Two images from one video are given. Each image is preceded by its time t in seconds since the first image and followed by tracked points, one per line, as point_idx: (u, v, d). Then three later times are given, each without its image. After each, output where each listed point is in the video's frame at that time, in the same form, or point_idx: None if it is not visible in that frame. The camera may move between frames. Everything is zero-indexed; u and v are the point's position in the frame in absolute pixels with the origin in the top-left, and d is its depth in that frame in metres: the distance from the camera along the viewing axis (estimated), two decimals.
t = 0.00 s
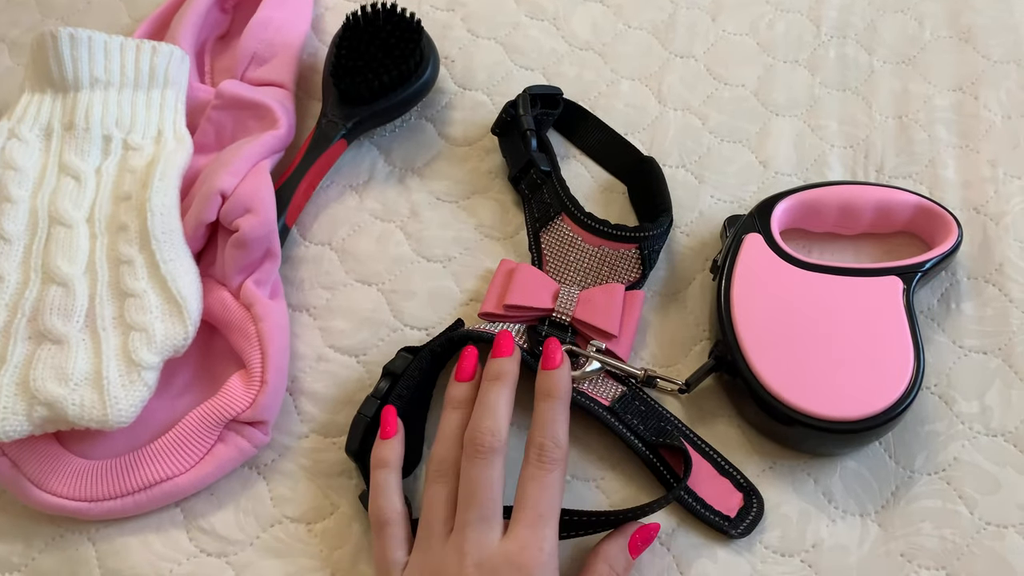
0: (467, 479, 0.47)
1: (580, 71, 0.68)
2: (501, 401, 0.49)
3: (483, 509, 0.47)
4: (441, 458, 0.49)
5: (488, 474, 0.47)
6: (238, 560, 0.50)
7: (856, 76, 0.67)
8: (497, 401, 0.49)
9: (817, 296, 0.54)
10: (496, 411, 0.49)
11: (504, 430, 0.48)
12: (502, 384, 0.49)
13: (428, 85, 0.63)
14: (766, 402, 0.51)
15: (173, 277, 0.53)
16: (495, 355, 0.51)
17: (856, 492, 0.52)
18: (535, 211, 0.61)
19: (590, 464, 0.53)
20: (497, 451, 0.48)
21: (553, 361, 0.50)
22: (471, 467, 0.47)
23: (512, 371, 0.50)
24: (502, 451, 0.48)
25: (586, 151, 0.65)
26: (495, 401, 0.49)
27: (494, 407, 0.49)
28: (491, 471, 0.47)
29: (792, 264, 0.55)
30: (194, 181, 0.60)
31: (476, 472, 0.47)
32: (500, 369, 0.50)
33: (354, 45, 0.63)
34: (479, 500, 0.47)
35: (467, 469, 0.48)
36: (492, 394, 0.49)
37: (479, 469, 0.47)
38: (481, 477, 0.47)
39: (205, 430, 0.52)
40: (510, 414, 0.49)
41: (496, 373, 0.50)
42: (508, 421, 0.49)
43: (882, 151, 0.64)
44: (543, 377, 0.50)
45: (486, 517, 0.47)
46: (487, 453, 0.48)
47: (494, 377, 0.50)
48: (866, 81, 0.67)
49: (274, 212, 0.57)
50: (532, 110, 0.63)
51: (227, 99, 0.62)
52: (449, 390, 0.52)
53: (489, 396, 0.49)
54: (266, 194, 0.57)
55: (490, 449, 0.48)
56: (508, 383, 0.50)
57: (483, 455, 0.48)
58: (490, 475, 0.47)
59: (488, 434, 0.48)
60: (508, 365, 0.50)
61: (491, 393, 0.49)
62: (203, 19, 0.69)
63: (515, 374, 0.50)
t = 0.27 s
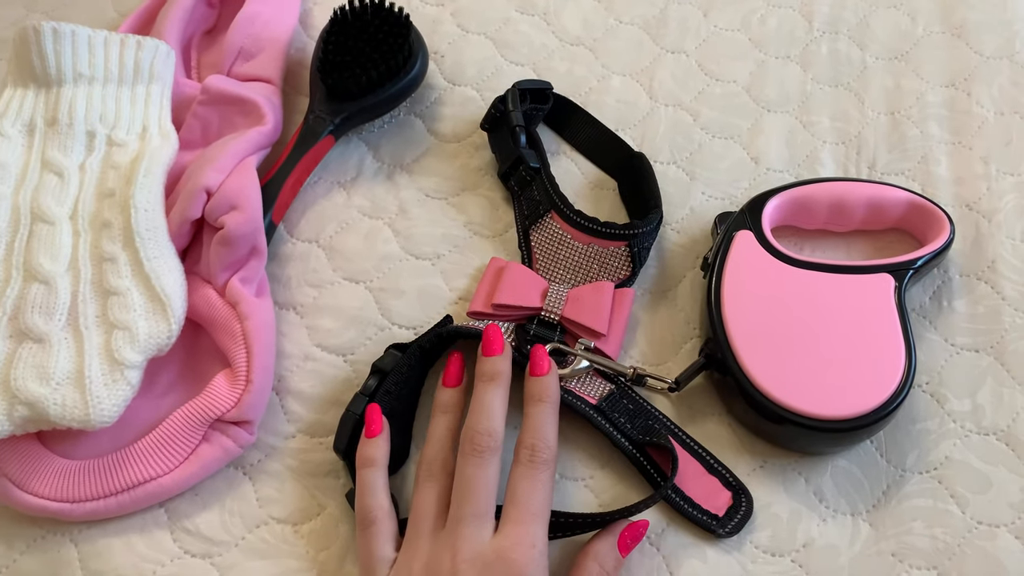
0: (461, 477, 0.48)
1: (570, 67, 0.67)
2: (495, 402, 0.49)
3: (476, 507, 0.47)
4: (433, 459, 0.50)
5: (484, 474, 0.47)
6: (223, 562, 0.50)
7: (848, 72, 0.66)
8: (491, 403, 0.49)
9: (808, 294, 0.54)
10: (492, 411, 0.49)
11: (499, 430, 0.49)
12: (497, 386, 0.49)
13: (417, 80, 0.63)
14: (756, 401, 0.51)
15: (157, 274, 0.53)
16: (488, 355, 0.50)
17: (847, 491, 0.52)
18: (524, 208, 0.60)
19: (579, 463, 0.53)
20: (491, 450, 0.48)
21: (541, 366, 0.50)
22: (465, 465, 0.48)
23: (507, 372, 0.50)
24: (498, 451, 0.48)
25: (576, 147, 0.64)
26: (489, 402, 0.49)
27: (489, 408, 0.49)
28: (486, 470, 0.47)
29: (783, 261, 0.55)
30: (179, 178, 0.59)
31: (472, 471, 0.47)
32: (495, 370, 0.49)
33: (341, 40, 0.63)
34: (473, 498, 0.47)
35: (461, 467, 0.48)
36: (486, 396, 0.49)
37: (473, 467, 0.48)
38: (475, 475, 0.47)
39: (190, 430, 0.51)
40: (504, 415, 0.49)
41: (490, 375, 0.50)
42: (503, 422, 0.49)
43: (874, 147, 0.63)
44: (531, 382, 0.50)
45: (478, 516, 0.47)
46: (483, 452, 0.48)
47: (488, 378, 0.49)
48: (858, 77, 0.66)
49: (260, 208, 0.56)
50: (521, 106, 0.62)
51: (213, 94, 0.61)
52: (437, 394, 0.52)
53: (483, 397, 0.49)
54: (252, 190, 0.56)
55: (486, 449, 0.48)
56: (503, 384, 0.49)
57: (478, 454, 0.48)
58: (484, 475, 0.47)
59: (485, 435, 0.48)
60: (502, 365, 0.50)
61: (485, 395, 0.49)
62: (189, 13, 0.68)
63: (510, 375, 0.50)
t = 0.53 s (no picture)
0: (453, 484, 0.47)
1: (569, 66, 0.67)
2: (489, 407, 0.48)
3: (467, 513, 0.46)
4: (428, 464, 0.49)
5: (475, 480, 0.47)
6: (218, 565, 0.49)
7: (849, 72, 0.66)
8: (486, 408, 0.48)
9: (808, 296, 0.53)
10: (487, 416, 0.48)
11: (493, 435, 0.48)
12: (491, 390, 0.49)
13: (415, 79, 0.62)
14: (756, 404, 0.51)
15: (152, 275, 0.52)
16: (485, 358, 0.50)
17: (846, 494, 0.51)
18: (523, 207, 0.60)
19: (577, 465, 0.52)
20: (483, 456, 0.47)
21: (542, 366, 0.49)
22: (457, 471, 0.47)
23: (502, 374, 0.49)
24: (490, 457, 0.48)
25: (575, 147, 0.64)
26: (484, 406, 0.48)
27: (483, 412, 0.48)
28: (477, 477, 0.47)
29: (783, 263, 0.55)
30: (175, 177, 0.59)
31: (464, 478, 0.47)
32: (490, 372, 0.49)
33: (339, 38, 0.62)
34: (465, 505, 0.46)
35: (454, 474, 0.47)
36: (481, 400, 0.48)
37: (466, 472, 0.47)
38: (468, 482, 0.47)
39: (185, 432, 0.50)
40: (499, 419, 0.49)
41: (486, 377, 0.49)
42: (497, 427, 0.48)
43: (874, 147, 0.63)
44: (531, 384, 0.49)
45: (469, 523, 0.46)
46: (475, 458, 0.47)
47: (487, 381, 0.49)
48: (859, 77, 0.66)
49: (256, 208, 0.56)
50: (520, 104, 0.62)
51: (209, 93, 0.61)
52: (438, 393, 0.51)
53: (479, 401, 0.48)
54: (248, 190, 0.56)
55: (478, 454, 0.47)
56: (497, 387, 0.49)
57: (471, 461, 0.47)
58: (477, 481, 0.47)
59: (475, 439, 0.47)
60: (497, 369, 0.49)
61: (481, 399, 0.48)
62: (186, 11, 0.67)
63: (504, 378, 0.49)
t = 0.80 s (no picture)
0: (511, 524, 0.41)
1: (571, 63, 0.67)
2: (572, 445, 0.41)
3: (519, 557, 0.41)
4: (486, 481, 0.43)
5: (537, 527, 0.41)
6: (222, 555, 0.50)
7: (849, 69, 0.66)
8: (567, 444, 0.41)
9: (808, 291, 0.54)
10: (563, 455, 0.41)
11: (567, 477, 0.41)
12: (581, 424, 0.41)
13: (419, 75, 0.63)
14: (756, 398, 0.51)
15: (157, 268, 0.53)
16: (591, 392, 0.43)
17: (845, 488, 0.52)
18: (525, 203, 0.60)
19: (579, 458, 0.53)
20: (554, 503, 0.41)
21: (652, 408, 0.41)
22: (519, 516, 0.41)
23: (597, 415, 0.41)
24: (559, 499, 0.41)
25: (577, 144, 0.64)
26: (567, 442, 0.41)
27: (563, 449, 0.41)
28: (540, 523, 0.41)
29: (783, 259, 0.55)
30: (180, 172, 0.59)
31: (526, 521, 0.41)
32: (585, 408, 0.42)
33: (342, 35, 0.62)
34: (520, 551, 0.41)
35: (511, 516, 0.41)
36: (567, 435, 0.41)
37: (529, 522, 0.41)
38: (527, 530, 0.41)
39: (190, 423, 0.51)
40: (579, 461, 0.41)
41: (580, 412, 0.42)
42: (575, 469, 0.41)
43: (874, 145, 0.63)
44: (633, 423, 0.41)
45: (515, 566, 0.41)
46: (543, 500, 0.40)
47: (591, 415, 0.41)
48: (859, 75, 0.66)
49: (261, 203, 0.56)
50: (523, 101, 0.62)
51: (214, 89, 0.61)
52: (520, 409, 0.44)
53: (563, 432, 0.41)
54: (253, 184, 0.56)
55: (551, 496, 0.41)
56: (589, 425, 0.41)
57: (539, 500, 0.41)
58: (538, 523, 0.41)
59: (547, 480, 0.40)
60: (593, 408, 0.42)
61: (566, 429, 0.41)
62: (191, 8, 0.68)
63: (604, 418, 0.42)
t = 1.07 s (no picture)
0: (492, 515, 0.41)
1: (569, 64, 0.67)
2: (553, 435, 0.41)
3: (504, 551, 0.41)
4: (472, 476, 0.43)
5: (518, 518, 0.41)
6: (220, 554, 0.50)
7: (847, 70, 0.66)
8: (547, 435, 0.41)
9: (805, 291, 0.54)
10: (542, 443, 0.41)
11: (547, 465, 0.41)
12: (559, 415, 0.42)
13: (417, 76, 0.63)
14: (752, 397, 0.51)
15: (156, 267, 0.53)
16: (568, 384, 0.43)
17: (841, 487, 0.52)
18: (523, 203, 0.60)
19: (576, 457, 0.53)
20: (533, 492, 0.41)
21: (632, 398, 0.42)
22: (501, 509, 0.41)
23: (573, 405, 0.42)
24: (538, 489, 0.41)
25: (575, 144, 0.65)
26: (546, 432, 0.41)
27: (542, 440, 0.41)
28: (521, 515, 0.41)
29: (780, 259, 0.55)
30: (179, 172, 0.59)
31: (507, 512, 0.41)
32: (561, 398, 0.42)
33: (341, 36, 0.63)
34: (504, 539, 0.41)
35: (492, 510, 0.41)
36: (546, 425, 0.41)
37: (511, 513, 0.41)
38: (510, 522, 0.41)
39: (188, 422, 0.51)
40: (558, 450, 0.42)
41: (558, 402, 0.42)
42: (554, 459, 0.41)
43: (872, 145, 0.63)
44: (615, 415, 0.42)
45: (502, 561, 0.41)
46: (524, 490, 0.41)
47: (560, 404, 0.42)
48: (857, 76, 0.66)
49: (260, 203, 0.57)
50: (521, 101, 0.62)
51: (214, 89, 0.62)
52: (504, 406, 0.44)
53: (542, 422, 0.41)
54: (252, 184, 0.57)
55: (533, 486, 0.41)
56: (566, 415, 0.42)
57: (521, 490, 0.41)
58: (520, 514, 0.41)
59: (525, 472, 0.41)
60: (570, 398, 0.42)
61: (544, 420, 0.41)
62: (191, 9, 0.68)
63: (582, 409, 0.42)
